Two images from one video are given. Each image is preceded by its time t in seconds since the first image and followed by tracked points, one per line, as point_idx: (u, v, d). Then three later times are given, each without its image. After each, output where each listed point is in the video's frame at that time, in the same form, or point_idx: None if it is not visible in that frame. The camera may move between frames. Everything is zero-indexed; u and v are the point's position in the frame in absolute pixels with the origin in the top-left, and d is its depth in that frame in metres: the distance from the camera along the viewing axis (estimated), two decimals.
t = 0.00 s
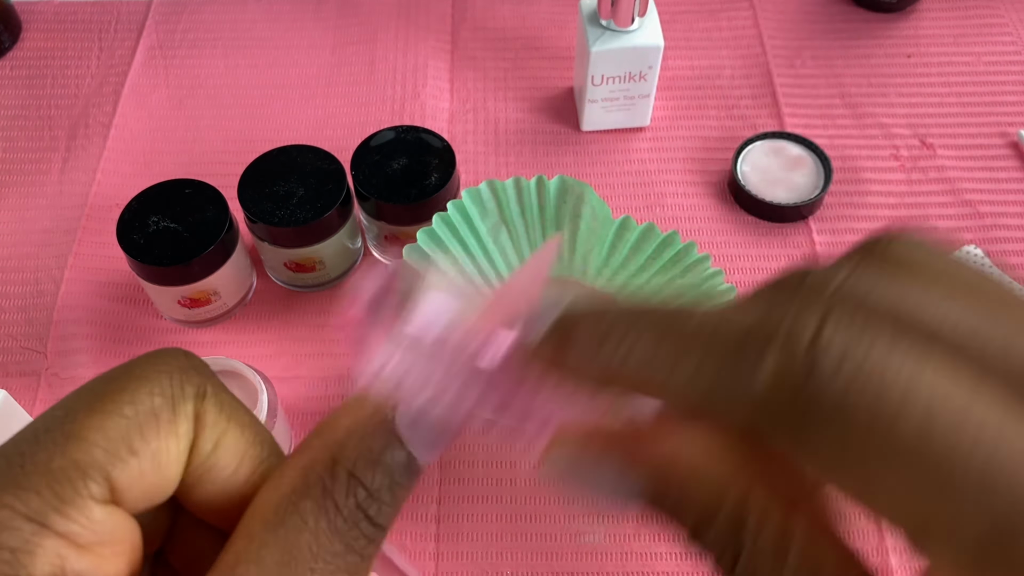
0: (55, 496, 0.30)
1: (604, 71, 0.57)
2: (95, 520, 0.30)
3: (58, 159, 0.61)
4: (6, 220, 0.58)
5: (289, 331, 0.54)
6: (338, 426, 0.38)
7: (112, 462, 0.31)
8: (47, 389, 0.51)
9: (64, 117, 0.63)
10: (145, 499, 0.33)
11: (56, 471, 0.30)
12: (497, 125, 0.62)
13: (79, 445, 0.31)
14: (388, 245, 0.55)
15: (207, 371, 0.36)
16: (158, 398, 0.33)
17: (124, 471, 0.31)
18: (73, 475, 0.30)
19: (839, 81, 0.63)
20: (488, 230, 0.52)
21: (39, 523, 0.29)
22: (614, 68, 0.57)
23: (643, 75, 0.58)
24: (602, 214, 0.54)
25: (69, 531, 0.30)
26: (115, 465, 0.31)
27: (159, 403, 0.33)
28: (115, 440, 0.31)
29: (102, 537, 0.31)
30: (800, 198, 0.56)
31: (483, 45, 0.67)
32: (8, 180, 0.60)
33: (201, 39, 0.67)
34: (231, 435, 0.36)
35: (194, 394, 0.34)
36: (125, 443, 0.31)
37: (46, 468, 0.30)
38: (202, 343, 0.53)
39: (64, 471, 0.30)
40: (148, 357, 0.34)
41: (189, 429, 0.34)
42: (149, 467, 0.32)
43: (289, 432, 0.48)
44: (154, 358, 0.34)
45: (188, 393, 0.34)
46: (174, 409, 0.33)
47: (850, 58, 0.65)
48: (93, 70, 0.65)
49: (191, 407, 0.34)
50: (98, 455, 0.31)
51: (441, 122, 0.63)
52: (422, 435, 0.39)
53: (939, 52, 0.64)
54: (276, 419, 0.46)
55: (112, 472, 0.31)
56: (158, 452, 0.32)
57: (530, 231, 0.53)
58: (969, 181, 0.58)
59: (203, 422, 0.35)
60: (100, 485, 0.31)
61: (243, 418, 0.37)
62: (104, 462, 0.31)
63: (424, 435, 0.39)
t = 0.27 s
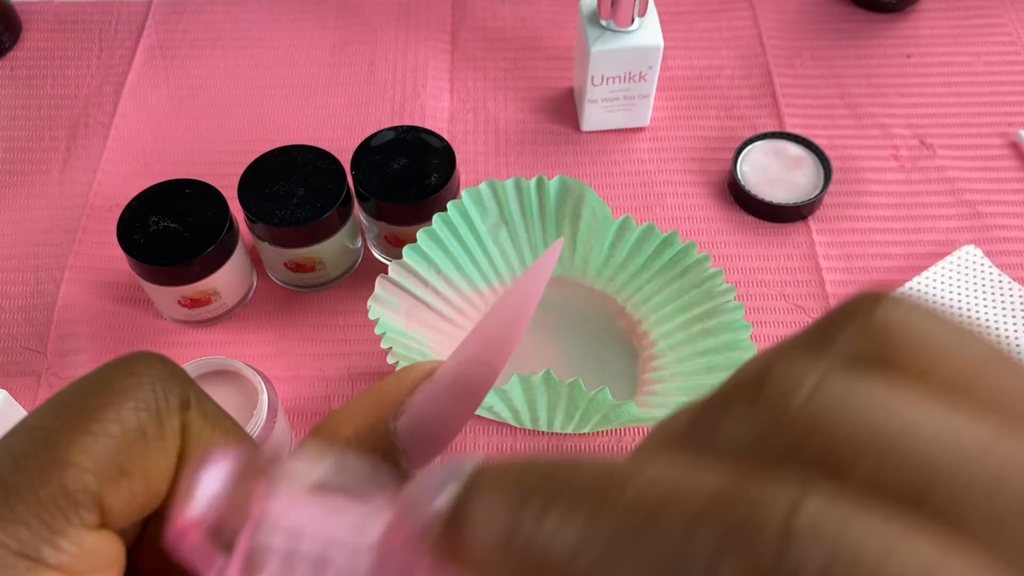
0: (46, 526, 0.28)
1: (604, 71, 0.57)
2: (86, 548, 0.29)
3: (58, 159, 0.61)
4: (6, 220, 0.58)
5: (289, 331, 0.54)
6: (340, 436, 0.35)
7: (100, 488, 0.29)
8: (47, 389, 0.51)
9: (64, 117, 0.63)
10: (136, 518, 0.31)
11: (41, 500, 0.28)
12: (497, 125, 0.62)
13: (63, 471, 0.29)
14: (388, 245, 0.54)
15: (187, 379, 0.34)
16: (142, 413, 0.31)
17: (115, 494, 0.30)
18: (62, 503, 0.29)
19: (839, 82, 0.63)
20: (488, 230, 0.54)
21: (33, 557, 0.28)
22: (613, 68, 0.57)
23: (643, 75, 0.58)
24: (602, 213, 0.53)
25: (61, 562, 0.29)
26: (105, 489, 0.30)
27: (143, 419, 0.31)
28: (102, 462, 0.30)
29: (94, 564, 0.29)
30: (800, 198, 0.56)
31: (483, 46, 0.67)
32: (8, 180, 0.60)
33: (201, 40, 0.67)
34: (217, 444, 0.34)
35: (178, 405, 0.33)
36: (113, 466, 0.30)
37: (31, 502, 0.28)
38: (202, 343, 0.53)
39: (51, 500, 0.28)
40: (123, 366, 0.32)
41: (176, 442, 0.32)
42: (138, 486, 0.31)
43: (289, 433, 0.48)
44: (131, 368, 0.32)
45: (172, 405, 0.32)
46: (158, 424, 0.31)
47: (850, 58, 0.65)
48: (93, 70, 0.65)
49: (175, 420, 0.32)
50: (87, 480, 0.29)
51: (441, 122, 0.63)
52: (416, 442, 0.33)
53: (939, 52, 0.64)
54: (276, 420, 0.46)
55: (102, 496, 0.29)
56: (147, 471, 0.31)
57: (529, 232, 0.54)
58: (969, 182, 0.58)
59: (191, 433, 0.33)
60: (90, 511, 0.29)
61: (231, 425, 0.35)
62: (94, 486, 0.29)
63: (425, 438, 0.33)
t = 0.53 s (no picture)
0: (51, 550, 0.27)
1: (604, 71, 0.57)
2: (95, 568, 0.28)
3: (58, 159, 0.61)
4: (7, 220, 0.58)
5: (289, 331, 0.54)
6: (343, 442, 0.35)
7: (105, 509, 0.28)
8: (47, 389, 0.51)
9: (64, 117, 0.63)
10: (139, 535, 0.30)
11: (48, 522, 0.27)
12: (497, 125, 0.62)
13: (70, 492, 0.28)
14: (388, 245, 0.55)
15: (190, 391, 0.32)
16: (147, 428, 0.30)
17: (121, 513, 0.29)
18: (68, 525, 0.27)
19: (839, 82, 0.63)
20: (488, 231, 0.54)
21: None
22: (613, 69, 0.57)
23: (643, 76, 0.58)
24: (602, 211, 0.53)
25: None
26: (110, 509, 0.28)
27: (147, 435, 0.30)
28: (109, 481, 0.28)
29: None
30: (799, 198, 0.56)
31: (483, 46, 0.67)
32: (8, 180, 0.60)
33: (201, 40, 0.67)
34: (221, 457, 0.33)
35: (183, 418, 0.31)
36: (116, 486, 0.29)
37: (32, 526, 0.27)
38: (202, 343, 0.53)
39: (58, 521, 0.27)
40: (124, 379, 0.30)
41: (181, 457, 0.31)
42: (144, 504, 0.30)
43: (289, 432, 0.48)
44: (132, 381, 0.30)
45: (177, 419, 0.31)
46: (164, 440, 0.30)
47: (850, 58, 0.65)
48: (93, 70, 0.65)
49: (180, 434, 0.31)
50: (94, 499, 0.28)
51: (441, 123, 0.63)
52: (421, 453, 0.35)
53: (939, 52, 0.64)
54: (276, 420, 0.46)
55: (108, 516, 0.28)
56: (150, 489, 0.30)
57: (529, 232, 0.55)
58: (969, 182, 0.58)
59: (195, 447, 0.32)
60: (97, 531, 0.28)
61: (231, 437, 0.34)
62: (101, 506, 0.28)
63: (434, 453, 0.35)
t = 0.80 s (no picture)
0: (48, 531, 0.28)
1: (604, 71, 0.57)
2: (90, 555, 0.29)
3: (57, 159, 0.61)
4: (6, 220, 0.58)
5: (289, 331, 0.54)
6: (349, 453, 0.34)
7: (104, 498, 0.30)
8: (46, 389, 0.51)
9: (64, 117, 0.63)
10: (141, 530, 0.32)
11: (47, 504, 0.28)
12: (497, 125, 0.62)
13: (72, 479, 0.29)
14: (388, 245, 0.54)
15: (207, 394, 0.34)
16: (155, 425, 0.31)
17: (121, 504, 0.30)
18: (67, 509, 0.29)
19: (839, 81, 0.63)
20: (488, 230, 0.53)
21: (34, 561, 0.28)
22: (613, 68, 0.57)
23: (643, 75, 0.58)
24: (602, 212, 0.53)
25: (62, 567, 0.29)
26: (111, 499, 0.30)
27: (156, 432, 0.31)
28: (112, 472, 0.30)
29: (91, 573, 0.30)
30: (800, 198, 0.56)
31: (483, 45, 0.66)
32: (8, 180, 0.60)
33: (201, 39, 0.67)
34: (229, 462, 0.34)
35: (193, 421, 0.33)
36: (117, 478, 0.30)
37: (33, 508, 0.28)
38: (202, 343, 0.53)
39: (57, 505, 0.29)
40: (142, 379, 0.32)
41: (188, 457, 0.32)
42: (146, 499, 0.31)
43: (289, 432, 0.48)
44: (148, 381, 0.32)
45: (187, 421, 0.32)
46: (171, 438, 0.31)
47: (850, 57, 0.65)
48: (93, 69, 0.65)
49: (189, 435, 0.32)
50: (94, 488, 0.29)
51: (441, 122, 0.62)
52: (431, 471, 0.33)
53: (940, 51, 0.64)
54: (276, 420, 0.46)
55: (108, 505, 0.30)
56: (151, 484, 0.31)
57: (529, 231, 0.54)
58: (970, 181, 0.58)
59: (204, 448, 0.33)
60: (94, 519, 0.29)
61: (245, 443, 0.35)
62: (101, 495, 0.29)
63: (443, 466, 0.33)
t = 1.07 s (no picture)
0: (59, 497, 0.30)
1: (604, 71, 0.57)
2: (99, 525, 0.30)
3: (57, 159, 0.61)
4: (6, 220, 0.58)
5: (289, 331, 0.54)
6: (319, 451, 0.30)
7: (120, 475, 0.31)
8: (47, 389, 0.51)
9: (64, 117, 0.63)
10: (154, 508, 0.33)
11: (64, 473, 0.30)
12: (497, 125, 0.62)
13: (88, 451, 0.31)
14: (388, 245, 0.54)
15: (233, 389, 0.35)
16: (174, 411, 0.33)
17: (131, 479, 0.31)
18: (78, 478, 0.30)
19: (839, 81, 0.63)
20: (488, 230, 0.53)
21: (41, 523, 0.29)
22: (613, 68, 0.57)
23: (643, 75, 0.58)
24: (602, 212, 0.53)
25: (72, 532, 0.30)
26: (124, 474, 0.31)
27: (173, 417, 0.33)
28: (128, 448, 0.31)
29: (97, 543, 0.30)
30: (800, 198, 0.56)
31: (483, 45, 0.67)
32: (8, 180, 0.60)
33: (201, 40, 0.67)
34: (250, 450, 0.35)
35: (215, 411, 0.34)
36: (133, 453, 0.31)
37: (54, 478, 0.30)
38: (202, 343, 0.53)
39: (70, 474, 0.30)
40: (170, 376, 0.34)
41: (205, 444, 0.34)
42: (159, 477, 0.32)
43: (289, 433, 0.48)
44: (177, 377, 0.34)
45: (206, 410, 0.34)
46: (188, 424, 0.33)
47: (850, 57, 0.65)
48: (93, 70, 0.65)
49: (206, 423, 0.34)
50: (106, 462, 0.31)
51: (441, 122, 0.62)
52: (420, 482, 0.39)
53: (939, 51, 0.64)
54: (276, 420, 0.46)
55: (119, 479, 0.31)
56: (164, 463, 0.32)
57: (529, 231, 0.54)
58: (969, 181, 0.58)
59: (225, 437, 0.34)
60: (106, 491, 0.31)
61: (272, 435, 0.36)
62: (113, 470, 0.31)
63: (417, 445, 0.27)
